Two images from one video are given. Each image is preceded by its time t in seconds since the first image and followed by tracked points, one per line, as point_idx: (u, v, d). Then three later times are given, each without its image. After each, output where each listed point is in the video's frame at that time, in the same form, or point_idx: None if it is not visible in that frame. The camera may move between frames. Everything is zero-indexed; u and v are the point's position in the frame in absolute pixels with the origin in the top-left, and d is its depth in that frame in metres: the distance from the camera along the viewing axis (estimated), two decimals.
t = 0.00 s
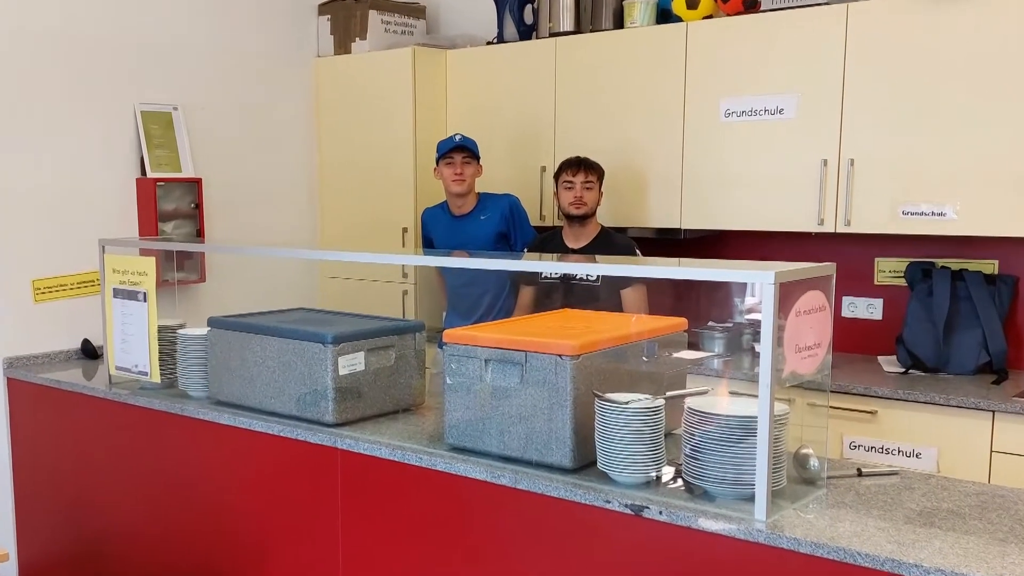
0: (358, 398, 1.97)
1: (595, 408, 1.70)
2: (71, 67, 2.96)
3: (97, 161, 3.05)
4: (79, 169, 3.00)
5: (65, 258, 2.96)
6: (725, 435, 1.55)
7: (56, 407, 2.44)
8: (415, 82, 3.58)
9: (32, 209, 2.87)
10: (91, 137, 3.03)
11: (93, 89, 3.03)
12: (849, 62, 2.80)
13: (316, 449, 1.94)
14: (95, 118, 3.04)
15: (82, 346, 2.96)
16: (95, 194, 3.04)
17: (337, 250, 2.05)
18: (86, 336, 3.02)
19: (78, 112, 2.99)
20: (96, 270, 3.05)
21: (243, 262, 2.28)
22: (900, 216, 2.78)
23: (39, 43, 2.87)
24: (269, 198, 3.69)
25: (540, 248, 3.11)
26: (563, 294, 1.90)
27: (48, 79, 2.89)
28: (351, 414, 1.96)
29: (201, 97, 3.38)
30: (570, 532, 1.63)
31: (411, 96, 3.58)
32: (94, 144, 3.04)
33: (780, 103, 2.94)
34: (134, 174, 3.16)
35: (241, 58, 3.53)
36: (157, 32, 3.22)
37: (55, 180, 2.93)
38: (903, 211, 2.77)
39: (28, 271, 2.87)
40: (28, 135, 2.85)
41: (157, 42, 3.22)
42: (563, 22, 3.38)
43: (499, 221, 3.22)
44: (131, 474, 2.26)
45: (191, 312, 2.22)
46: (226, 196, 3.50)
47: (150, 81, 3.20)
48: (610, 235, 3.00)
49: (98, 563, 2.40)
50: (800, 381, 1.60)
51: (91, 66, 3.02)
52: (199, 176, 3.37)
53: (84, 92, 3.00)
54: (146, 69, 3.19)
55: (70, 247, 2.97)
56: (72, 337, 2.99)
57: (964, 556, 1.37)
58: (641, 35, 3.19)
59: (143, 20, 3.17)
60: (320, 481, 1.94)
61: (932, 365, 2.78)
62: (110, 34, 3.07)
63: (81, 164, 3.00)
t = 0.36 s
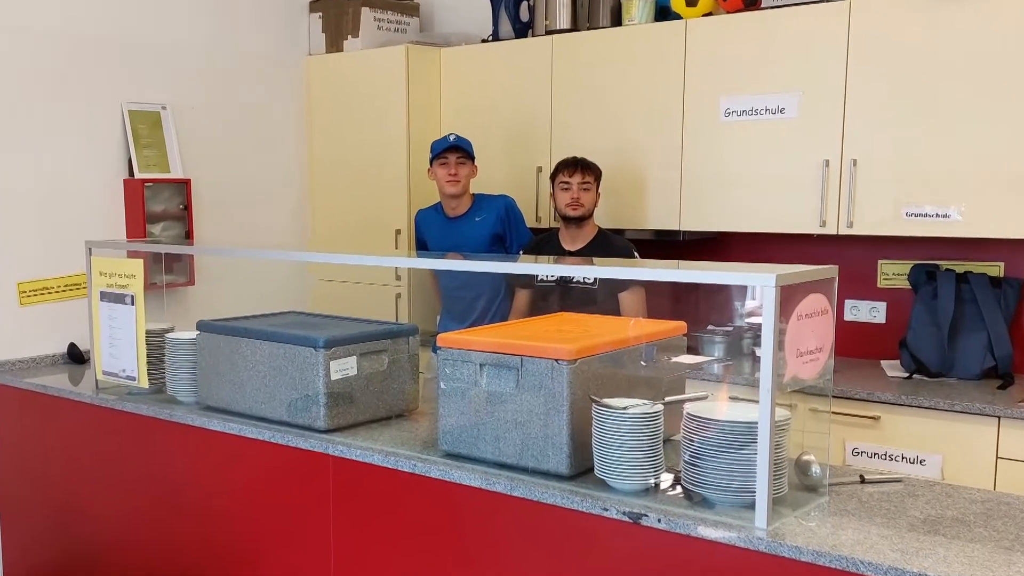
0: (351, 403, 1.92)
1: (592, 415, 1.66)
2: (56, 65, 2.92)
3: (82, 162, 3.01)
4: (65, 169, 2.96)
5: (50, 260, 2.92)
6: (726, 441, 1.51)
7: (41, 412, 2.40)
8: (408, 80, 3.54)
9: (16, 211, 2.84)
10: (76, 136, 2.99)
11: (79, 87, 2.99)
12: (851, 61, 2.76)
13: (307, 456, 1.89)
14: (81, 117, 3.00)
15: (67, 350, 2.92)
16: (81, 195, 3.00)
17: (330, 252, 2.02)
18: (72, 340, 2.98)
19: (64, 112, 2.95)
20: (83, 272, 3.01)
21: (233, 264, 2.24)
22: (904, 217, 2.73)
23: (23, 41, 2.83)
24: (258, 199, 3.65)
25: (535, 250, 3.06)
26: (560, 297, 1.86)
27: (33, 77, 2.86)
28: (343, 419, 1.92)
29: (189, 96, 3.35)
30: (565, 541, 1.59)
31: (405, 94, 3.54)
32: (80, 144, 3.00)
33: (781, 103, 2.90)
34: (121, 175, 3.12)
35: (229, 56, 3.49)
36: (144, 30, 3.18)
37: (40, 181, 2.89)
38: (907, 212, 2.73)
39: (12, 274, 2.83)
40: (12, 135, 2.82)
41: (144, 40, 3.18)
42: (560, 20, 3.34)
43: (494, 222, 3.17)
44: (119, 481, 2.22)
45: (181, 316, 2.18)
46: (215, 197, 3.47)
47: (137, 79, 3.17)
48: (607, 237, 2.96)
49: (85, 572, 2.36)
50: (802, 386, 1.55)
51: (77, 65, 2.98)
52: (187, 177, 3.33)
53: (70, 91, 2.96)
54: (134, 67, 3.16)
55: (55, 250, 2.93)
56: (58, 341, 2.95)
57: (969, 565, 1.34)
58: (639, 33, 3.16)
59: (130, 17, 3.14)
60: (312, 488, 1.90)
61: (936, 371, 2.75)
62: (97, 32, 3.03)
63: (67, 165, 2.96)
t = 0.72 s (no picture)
0: (343, 408, 1.88)
1: (589, 421, 1.61)
2: (40, 65, 2.88)
3: (67, 162, 2.98)
4: (50, 170, 2.93)
5: (35, 263, 2.89)
6: (726, 448, 1.47)
7: (27, 418, 2.36)
8: (401, 79, 3.50)
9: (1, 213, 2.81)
10: (60, 136, 2.95)
11: (65, 87, 2.96)
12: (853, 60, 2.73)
13: (299, 462, 1.85)
14: (67, 117, 2.97)
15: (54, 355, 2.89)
16: (66, 197, 2.97)
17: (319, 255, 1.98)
18: (58, 344, 2.95)
19: (49, 112, 2.92)
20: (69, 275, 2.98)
21: (221, 267, 2.20)
22: (907, 219, 2.69)
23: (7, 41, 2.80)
24: (246, 200, 3.62)
25: (532, 252, 3.01)
26: (556, 300, 1.80)
27: (17, 78, 2.83)
28: (335, 425, 1.88)
29: (177, 96, 3.31)
30: (561, 551, 1.56)
31: (398, 93, 3.50)
32: (63, 144, 2.96)
33: (782, 102, 2.86)
34: (108, 176, 3.09)
35: (217, 56, 3.45)
36: (130, 29, 3.15)
37: (24, 182, 2.86)
38: (911, 213, 2.69)
39: None
40: None
41: (131, 39, 3.15)
42: (556, 18, 3.31)
43: (489, 224, 3.14)
44: (107, 488, 2.18)
45: (169, 319, 2.15)
46: (203, 198, 3.44)
47: (124, 79, 3.14)
48: (605, 239, 2.93)
49: None
50: (804, 391, 1.51)
51: (63, 65, 2.95)
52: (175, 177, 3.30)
53: (54, 91, 2.93)
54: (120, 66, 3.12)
55: (40, 253, 2.90)
56: (44, 345, 2.92)
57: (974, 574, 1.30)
58: (636, 31, 3.12)
59: (116, 16, 3.10)
60: (303, 495, 1.86)
61: (940, 376, 2.71)
62: (82, 31, 3.00)
63: (51, 166, 2.93)
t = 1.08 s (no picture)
0: (335, 414, 1.85)
1: (587, 427, 1.58)
2: (26, 64, 2.85)
3: (53, 162, 2.94)
4: (36, 171, 2.89)
5: (21, 265, 2.86)
6: (726, 454, 1.43)
7: (13, 424, 2.32)
8: (395, 77, 3.46)
9: None
10: (45, 137, 2.91)
11: (51, 86, 2.92)
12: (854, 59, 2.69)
13: (290, 468, 1.82)
14: (53, 118, 2.94)
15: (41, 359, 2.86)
16: (53, 198, 2.94)
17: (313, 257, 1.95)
18: (45, 348, 2.91)
19: (35, 112, 2.88)
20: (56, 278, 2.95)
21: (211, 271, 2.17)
22: (910, 221, 2.66)
23: None
24: (235, 202, 3.58)
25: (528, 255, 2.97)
26: (552, 303, 1.73)
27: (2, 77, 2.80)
28: (328, 431, 1.84)
29: (165, 95, 3.28)
30: (558, 560, 1.52)
31: (392, 92, 3.45)
32: (49, 145, 2.93)
33: (783, 101, 2.82)
34: (96, 177, 3.06)
35: (207, 54, 3.42)
36: (118, 27, 3.12)
37: (9, 183, 2.83)
38: (915, 215, 2.65)
39: None
40: None
41: (119, 38, 3.12)
42: (553, 15, 3.28)
43: (484, 226, 3.10)
44: (95, 495, 2.15)
45: (158, 323, 2.11)
46: (192, 200, 3.40)
47: (112, 77, 3.11)
48: (602, 240, 2.90)
49: None
50: (806, 396, 1.47)
51: (49, 64, 2.92)
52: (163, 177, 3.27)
53: (40, 91, 2.89)
54: (108, 65, 3.09)
55: (26, 256, 2.87)
56: (31, 349, 2.88)
57: None
58: (633, 29, 3.08)
59: (103, 14, 3.07)
60: (295, 502, 1.82)
61: (945, 380, 2.69)
62: (69, 29, 2.97)
63: (38, 167, 2.90)
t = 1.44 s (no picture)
0: (327, 419, 1.81)
1: (583, 433, 1.54)
2: (11, 62, 2.82)
3: (39, 162, 2.91)
4: (22, 170, 2.86)
5: (6, 267, 2.82)
6: (727, 461, 1.39)
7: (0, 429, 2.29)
8: (389, 76, 3.42)
9: None
10: (31, 137, 2.88)
11: (38, 86, 2.89)
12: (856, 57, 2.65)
13: (282, 475, 1.78)
14: (40, 117, 2.90)
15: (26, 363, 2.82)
16: (39, 198, 2.91)
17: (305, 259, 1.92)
18: (31, 352, 2.87)
19: (20, 111, 2.85)
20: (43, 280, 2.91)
21: (201, 274, 2.13)
22: (914, 223, 2.62)
23: None
24: (226, 203, 3.55)
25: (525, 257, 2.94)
26: (549, 307, 1.70)
27: None
28: (320, 436, 1.80)
29: (154, 94, 3.25)
30: (555, 569, 1.48)
31: (385, 91, 3.42)
32: (36, 145, 2.89)
33: (784, 101, 2.79)
34: (84, 178, 3.03)
35: (196, 53, 3.39)
36: (105, 25, 3.09)
37: None
38: (918, 217, 2.61)
39: None
40: None
41: (106, 36, 3.09)
42: (549, 13, 3.24)
43: (479, 227, 3.07)
44: (84, 501, 2.11)
45: (147, 326, 2.07)
46: (183, 201, 3.37)
47: (100, 75, 3.07)
48: (600, 241, 2.86)
49: None
50: (808, 402, 1.43)
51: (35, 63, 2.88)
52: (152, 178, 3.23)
53: (26, 90, 2.86)
54: (95, 63, 3.06)
55: (10, 258, 2.83)
56: (16, 353, 2.84)
57: None
58: (630, 28, 3.05)
59: (91, 11, 3.04)
60: (286, 509, 1.78)
61: (948, 386, 2.65)
62: (55, 27, 2.94)
63: (24, 167, 2.87)
